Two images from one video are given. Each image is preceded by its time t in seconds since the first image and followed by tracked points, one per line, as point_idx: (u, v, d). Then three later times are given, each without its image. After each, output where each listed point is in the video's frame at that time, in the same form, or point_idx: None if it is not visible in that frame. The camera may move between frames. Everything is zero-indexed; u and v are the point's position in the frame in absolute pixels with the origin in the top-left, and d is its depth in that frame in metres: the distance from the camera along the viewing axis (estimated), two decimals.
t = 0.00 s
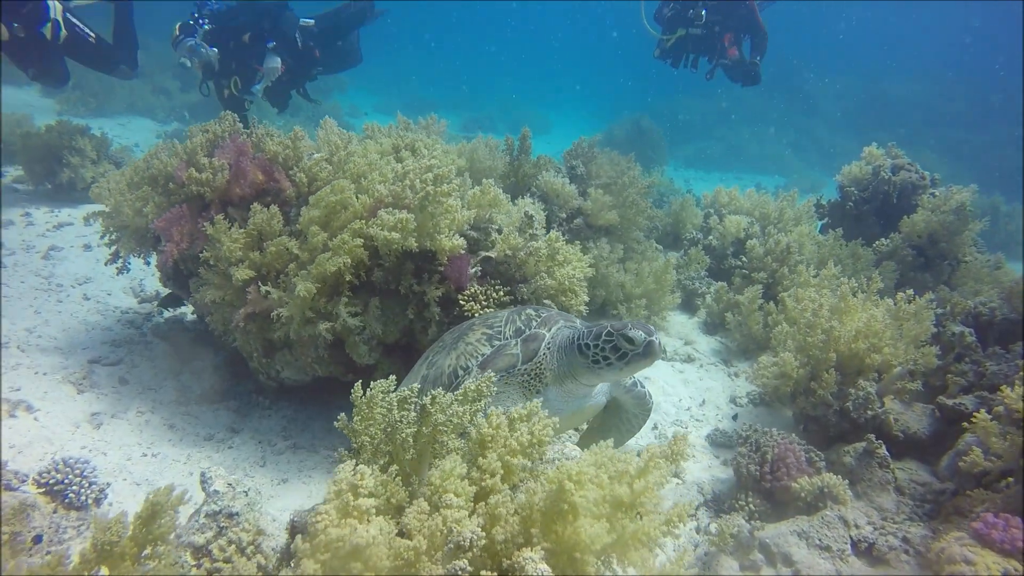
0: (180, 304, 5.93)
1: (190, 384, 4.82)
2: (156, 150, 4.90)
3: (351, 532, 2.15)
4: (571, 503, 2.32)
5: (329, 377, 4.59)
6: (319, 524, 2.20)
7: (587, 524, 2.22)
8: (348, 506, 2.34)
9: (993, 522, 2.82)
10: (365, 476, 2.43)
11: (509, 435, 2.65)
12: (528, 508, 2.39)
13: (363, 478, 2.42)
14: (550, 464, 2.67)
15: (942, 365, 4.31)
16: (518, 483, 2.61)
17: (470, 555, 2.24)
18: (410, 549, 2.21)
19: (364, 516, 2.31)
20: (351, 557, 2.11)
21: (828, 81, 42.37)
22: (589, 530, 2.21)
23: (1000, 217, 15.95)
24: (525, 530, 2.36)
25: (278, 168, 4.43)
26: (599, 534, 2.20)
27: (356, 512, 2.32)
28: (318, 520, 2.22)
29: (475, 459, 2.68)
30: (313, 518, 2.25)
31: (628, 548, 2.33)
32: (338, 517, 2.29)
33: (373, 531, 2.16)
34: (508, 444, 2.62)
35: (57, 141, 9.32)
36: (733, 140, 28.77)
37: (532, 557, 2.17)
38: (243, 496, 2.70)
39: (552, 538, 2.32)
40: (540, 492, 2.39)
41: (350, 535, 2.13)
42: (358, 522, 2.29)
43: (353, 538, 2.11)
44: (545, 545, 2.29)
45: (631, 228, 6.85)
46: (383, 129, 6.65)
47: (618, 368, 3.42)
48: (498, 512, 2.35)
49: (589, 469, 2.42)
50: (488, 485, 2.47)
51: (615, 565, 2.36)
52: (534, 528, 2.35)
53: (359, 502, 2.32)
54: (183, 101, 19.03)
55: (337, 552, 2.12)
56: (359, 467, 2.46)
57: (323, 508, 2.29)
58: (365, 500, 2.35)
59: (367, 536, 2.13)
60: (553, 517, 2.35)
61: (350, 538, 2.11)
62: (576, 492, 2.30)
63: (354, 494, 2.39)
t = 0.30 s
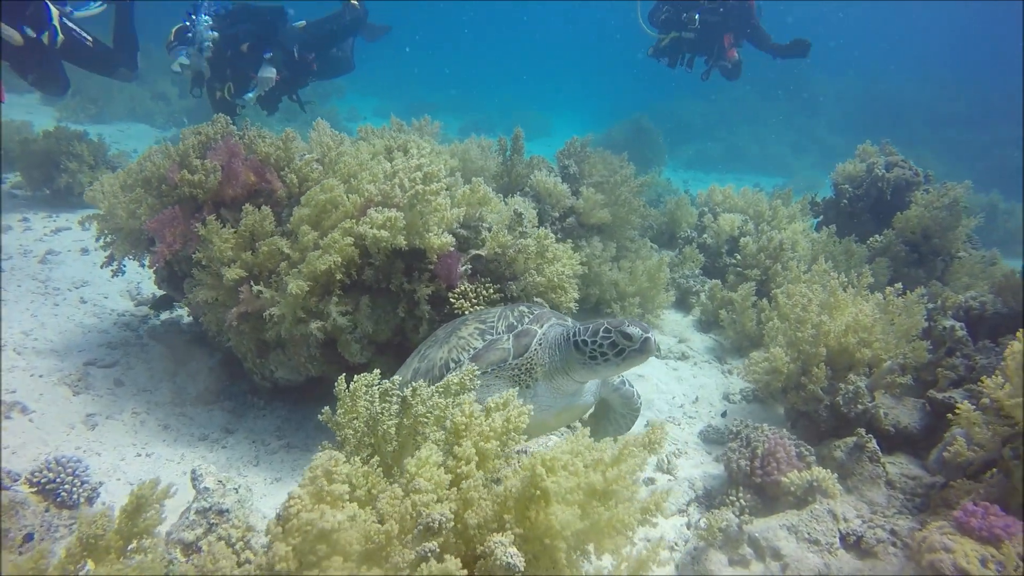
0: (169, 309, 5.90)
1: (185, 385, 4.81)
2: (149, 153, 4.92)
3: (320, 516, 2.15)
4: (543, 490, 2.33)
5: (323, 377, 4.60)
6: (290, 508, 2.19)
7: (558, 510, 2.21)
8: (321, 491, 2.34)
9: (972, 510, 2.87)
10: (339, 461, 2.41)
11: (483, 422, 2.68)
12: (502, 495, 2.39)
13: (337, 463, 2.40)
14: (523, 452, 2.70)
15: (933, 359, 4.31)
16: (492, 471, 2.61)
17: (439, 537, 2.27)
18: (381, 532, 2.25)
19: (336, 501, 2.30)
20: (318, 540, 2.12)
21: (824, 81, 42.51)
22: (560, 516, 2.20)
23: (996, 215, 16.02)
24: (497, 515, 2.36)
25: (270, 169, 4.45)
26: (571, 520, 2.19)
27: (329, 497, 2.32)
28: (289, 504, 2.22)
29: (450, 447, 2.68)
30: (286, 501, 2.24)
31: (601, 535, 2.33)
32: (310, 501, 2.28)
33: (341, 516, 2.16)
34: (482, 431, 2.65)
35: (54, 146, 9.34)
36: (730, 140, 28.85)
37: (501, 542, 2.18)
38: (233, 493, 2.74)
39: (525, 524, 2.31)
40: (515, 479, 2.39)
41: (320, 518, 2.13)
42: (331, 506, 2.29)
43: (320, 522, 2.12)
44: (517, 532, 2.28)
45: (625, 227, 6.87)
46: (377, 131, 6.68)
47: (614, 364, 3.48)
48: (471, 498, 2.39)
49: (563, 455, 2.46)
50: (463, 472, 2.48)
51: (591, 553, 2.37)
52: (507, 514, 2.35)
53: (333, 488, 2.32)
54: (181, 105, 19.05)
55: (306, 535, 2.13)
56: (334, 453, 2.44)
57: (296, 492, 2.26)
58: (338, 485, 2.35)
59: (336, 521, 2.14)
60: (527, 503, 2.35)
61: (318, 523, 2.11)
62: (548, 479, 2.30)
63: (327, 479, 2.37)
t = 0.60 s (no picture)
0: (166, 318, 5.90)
1: (190, 389, 4.86)
2: (151, 160, 4.98)
3: (304, 503, 2.21)
4: (525, 477, 2.39)
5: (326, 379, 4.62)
6: (276, 496, 2.28)
7: (541, 499, 2.24)
8: (306, 480, 2.40)
9: (968, 501, 2.89)
10: (325, 451, 2.45)
11: (471, 414, 2.68)
12: (488, 485, 2.44)
13: (323, 453, 2.45)
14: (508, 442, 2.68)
15: (936, 355, 4.25)
16: (478, 462, 2.61)
17: (420, 524, 2.26)
18: (363, 520, 2.28)
19: (323, 490, 2.37)
20: (301, 527, 2.19)
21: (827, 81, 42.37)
22: (541, 505, 2.23)
23: (1005, 213, 15.86)
24: (481, 504, 2.39)
25: (270, 174, 4.51)
26: (551, 509, 2.22)
27: (315, 486, 2.38)
28: (275, 491, 2.30)
29: (438, 438, 2.68)
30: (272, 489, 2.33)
31: (585, 526, 2.35)
32: (296, 491, 2.35)
33: (323, 504, 2.22)
34: (469, 423, 2.65)
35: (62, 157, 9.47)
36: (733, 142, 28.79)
37: (483, 529, 2.18)
38: (232, 492, 2.80)
39: (510, 513, 2.37)
40: (500, 470, 2.44)
41: (303, 506, 2.19)
42: (316, 495, 2.35)
43: (303, 509, 2.17)
44: (502, 520, 2.33)
45: (625, 228, 6.88)
46: (377, 135, 6.72)
47: (621, 365, 3.51)
48: (456, 487, 2.40)
49: (546, 444, 2.54)
50: (449, 463, 2.48)
51: (578, 544, 2.39)
52: (491, 503, 2.39)
53: (319, 477, 2.38)
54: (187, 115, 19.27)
55: (290, 522, 2.19)
56: (320, 444, 2.50)
57: (282, 481, 2.35)
58: (325, 475, 2.41)
59: (319, 508, 2.20)
60: (512, 493, 2.40)
61: (301, 510, 2.17)
62: (532, 468, 2.37)
63: (313, 467, 2.43)
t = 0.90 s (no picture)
0: (174, 310, 6.03)
1: (201, 382, 4.92)
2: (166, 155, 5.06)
3: (300, 487, 2.23)
4: (525, 467, 2.40)
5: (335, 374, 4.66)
6: (273, 481, 2.31)
7: (538, 490, 2.25)
8: (304, 466, 2.42)
9: (978, 505, 2.87)
10: (324, 439, 2.48)
11: (472, 407, 2.70)
12: (487, 476, 2.44)
13: (322, 440, 2.47)
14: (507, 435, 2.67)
15: (952, 359, 4.16)
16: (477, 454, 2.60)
17: (416, 512, 2.27)
18: (359, 508, 2.29)
19: (320, 476, 2.40)
20: (296, 511, 2.22)
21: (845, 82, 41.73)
22: (537, 496, 2.24)
23: None
24: (480, 494, 2.39)
25: (283, 169, 4.56)
26: (547, 500, 2.23)
27: (313, 472, 2.41)
28: (273, 476, 2.34)
29: (439, 430, 2.69)
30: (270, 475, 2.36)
31: (582, 520, 2.36)
32: (294, 476, 2.38)
33: (320, 489, 2.25)
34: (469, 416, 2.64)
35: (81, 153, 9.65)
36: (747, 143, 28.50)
37: (480, 519, 2.18)
38: (238, 482, 2.83)
39: (508, 504, 2.38)
40: (499, 461, 2.44)
41: (299, 490, 2.21)
42: (313, 481, 2.38)
43: (299, 493, 2.21)
44: (501, 511, 2.35)
45: (636, 227, 6.83)
46: (390, 133, 6.76)
47: (635, 371, 3.56)
48: (455, 477, 2.40)
49: (546, 435, 2.56)
50: (448, 454, 2.48)
51: (576, 539, 2.39)
52: (490, 493, 2.40)
53: (316, 464, 2.41)
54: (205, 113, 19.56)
55: (286, 507, 2.23)
56: (319, 431, 2.51)
57: (279, 467, 2.38)
58: (323, 461, 2.43)
59: (315, 492, 2.23)
60: (511, 484, 2.41)
61: (297, 494, 2.21)
62: (533, 457, 2.37)
63: (312, 454, 2.45)
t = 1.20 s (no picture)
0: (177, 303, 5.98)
1: (208, 371, 4.97)
2: (175, 144, 5.08)
3: (288, 477, 2.23)
4: (517, 461, 2.41)
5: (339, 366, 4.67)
6: (262, 470, 2.30)
7: (528, 484, 2.23)
8: (292, 456, 2.43)
9: (985, 510, 2.84)
10: (313, 428, 2.47)
11: (467, 399, 2.66)
12: (479, 470, 2.44)
13: (312, 429, 2.47)
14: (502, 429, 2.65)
15: (964, 361, 4.07)
16: (470, 447, 2.60)
17: (403, 505, 2.27)
18: (346, 498, 2.29)
19: (309, 465, 2.41)
20: (283, 501, 2.21)
21: (862, 78, 40.99)
22: (528, 490, 2.23)
23: None
24: (471, 488, 2.38)
25: (290, 160, 4.56)
26: (538, 494, 2.22)
27: (301, 462, 2.42)
28: (262, 466, 2.34)
29: (434, 422, 2.68)
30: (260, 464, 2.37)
31: (574, 517, 2.35)
32: (282, 465, 2.38)
33: (307, 480, 2.24)
34: (463, 409, 2.63)
35: (95, 142, 9.65)
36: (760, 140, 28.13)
37: (467, 512, 2.16)
38: (238, 471, 2.90)
39: (499, 499, 2.38)
40: (491, 454, 2.43)
41: (286, 479, 2.21)
42: (302, 471, 2.38)
43: (286, 484, 2.20)
44: (493, 506, 2.34)
45: (645, 223, 6.76)
46: (398, 126, 6.73)
47: (645, 376, 3.69)
48: (446, 470, 2.39)
49: (538, 429, 2.53)
50: (440, 447, 2.47)
51: (568, 536, 2.38)
52: (482, 486, 2.39)
53: (305, 454, 2.41)
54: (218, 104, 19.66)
55: (273, 496, 2.22)
56: (308, 420, 2.52)
57: (269, 455, 2.38)
58: (312, 451, 2.44)
59: (302, 484, 2.22)
60: (502, 477, 2.40)
61: (285, 484, 2.20)
62: (526, 451, 2.37)
63: (300, 443, 2.45)
